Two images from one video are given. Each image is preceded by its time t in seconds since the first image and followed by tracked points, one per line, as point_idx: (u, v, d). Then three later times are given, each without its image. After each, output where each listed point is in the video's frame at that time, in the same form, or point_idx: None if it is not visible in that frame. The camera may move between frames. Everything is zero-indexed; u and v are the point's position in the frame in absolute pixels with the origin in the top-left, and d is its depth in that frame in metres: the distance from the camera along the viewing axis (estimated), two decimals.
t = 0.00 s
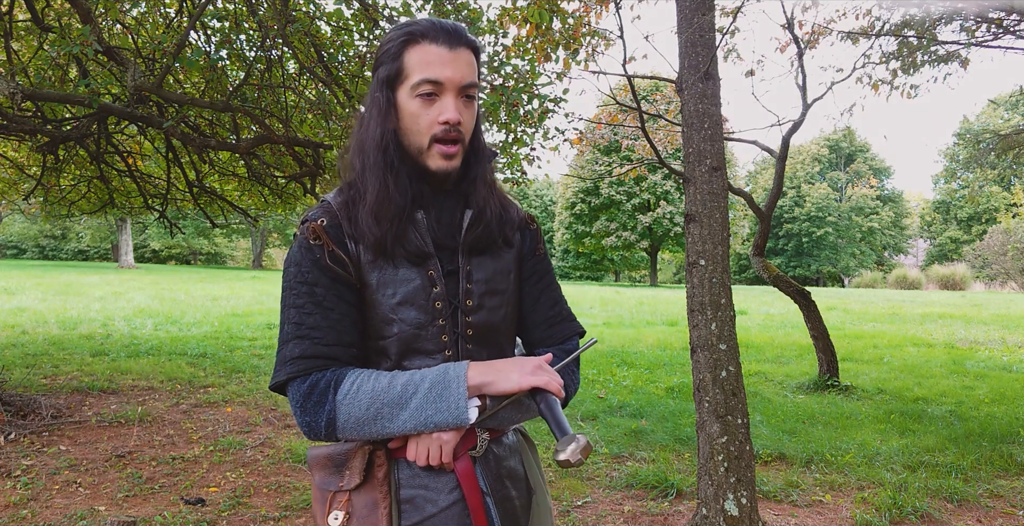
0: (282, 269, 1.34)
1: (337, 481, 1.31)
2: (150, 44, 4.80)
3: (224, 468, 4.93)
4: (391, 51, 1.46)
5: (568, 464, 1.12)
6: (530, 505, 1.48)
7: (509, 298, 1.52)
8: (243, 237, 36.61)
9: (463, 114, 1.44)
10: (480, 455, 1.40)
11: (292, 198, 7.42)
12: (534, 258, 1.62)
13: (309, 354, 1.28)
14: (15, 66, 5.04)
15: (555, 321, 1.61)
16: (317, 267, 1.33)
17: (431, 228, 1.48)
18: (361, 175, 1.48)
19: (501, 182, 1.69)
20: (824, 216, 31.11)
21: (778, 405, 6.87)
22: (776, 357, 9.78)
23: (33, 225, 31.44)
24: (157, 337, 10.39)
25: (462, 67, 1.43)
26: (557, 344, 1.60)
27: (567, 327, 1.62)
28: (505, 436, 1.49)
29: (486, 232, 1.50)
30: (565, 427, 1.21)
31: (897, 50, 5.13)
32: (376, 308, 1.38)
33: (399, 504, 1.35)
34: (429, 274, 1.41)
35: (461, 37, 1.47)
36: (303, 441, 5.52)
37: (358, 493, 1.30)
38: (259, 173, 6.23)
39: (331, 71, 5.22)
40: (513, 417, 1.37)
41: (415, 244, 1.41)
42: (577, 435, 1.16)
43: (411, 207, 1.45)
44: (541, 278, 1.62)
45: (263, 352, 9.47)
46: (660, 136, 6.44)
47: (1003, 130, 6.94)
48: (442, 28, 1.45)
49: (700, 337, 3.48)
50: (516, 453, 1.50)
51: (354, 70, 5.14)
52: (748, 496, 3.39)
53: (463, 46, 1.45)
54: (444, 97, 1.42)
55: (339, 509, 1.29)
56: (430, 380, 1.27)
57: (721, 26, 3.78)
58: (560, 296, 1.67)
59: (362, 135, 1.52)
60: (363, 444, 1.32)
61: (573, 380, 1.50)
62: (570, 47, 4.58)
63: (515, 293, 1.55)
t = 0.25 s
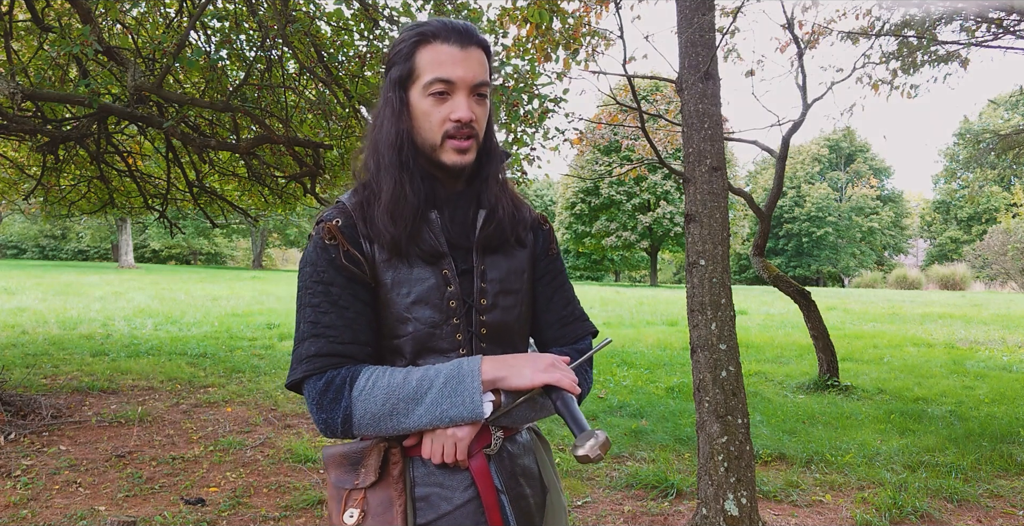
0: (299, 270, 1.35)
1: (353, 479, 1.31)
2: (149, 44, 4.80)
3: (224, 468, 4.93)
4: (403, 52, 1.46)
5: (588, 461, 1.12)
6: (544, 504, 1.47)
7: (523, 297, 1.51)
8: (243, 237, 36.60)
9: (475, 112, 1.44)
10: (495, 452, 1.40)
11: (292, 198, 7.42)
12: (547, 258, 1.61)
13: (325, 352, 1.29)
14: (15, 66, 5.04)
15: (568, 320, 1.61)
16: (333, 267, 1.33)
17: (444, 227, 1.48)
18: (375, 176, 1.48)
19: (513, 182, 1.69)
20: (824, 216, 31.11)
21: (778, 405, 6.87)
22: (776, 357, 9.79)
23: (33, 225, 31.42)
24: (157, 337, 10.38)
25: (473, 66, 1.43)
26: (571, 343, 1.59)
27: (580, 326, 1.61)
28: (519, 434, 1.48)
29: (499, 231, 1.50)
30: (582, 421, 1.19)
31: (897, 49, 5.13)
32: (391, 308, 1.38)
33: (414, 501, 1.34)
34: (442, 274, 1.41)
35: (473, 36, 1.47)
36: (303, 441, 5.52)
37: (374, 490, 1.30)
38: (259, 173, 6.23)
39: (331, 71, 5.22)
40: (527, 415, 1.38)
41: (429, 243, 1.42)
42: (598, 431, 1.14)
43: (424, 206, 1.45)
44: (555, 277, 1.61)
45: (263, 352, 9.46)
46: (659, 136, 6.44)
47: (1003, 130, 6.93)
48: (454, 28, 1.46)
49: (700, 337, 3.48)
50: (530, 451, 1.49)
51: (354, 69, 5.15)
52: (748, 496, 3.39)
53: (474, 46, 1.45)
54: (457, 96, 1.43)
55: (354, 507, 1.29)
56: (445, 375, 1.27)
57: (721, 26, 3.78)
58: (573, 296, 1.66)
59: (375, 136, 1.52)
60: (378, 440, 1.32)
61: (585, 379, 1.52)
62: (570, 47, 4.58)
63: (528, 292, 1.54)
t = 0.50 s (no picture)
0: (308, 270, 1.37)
1: (362, 475, 1.31)
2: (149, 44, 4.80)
3: (223, 468, 4.93)
4: (416, 52, 1.46)
5: (603, 460, 1.11)
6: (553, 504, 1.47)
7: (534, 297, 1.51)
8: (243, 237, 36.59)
9: (486, 111, 1.43)
10: (503, 452, 1.39)
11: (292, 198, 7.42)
12: (559, 259, 1.60)
13: (320, 350, 1.30)
14: (15, 66, 5.04)
15: (581, 321, 1.58)
16: (342, 266, 1.34)
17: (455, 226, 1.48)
18: (386, 175, 1.48)
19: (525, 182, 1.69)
20: (824, 216, 31.10)
21: (778, 405, 6.87)
22: (776, 357, 9.79)
23: (32, 225, 31.40)
24: (157, 337, 10.38)
25: (485, 65, 1.43)
26: (583, 345, 1.57)
27: (593, 327, 1.59)
28: (529, 435, 1.48)
29: (509, 230, 1.49)
30: (594, 419, 1.19)
31: (897, 49, 5.13)
32: (400, 307, 1.38)
33: (421, 499, 1.34)
34: (452, 273, 1.42)
35: (484, 36, 1.47)
36: (303, 441, 5.52)
37: (382, 487, 1.31)
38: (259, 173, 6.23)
39: (331, 71, 5.22)
40: (535, 414, 1.41)
41: (439, 242, 1.42)
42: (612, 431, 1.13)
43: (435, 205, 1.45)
44: (567, 278, 1.60)
45: (263, 351, 9.47)
46: (660, 136, 6.45)
47: (1003, 130, 6.93)
48: (466, 27, 1.46)
49: (700, 337, 3.48)
50: (539, 451, 1.49)
51: (354, 69, 5.15)
52: (748, 496, 3.39)
53: (486, 45, 1.45)
54: (468, 94, 1.42)
55: (363, 503, 1.30)
56: (412, 356, 1.23)
57: (721, 26, 3.78)
58: (586, 296, 1.65)
59: (387, 135, 1.52)
60: (387, 439, 1.33)
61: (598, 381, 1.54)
62: (570, 47, 4.59)
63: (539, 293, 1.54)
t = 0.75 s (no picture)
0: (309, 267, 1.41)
1: (369, 472, 1.30)
2: (149, 44, 4.80)
3: (223, 468, 4.92)
4: (429, 50, 1.47)
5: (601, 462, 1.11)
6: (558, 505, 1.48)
7: (542, 297, 1.50)
8: (243, 237, 36.59)
9: (495, 110, 1.43)
10: (508, 450, 1.39)
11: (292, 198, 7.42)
12: (569, 260, 1.60)
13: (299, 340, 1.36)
14: (15, 66, 5.04)
15: (588, 322, 1.59)
16: (338, 264, 1.36)
17: (462, 226, 1.48)
18: (395, 172, 1.49)
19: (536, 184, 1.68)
20: (824, 216, 31.10)
21: (778, 405, 6.87)
22: (776, 357, 9.78)
23: (33, 225, 31.40)
24: (157, 337, 10.38)
25: (495, 66, 1.43)
26: (588, 347, 1.58)
27: (600, 328, 1.60)
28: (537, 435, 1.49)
29: (517, 231, 1.49)
30: (594, 420, 1.19)
31: (897, 49, 5.14)
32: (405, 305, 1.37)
33: (427, 496, 1.34)
34: (459, 272, 1.41)
35: (497, 36, 1.47)
36: (303, 441, 5.52)
37: (388, 484, 1.29)
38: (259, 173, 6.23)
39: (331, 71, 5.22)
40: (541, 413, 1.41)
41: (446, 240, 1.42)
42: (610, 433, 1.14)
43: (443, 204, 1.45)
44: (576, 279, 1.60)
45: (263, 352, 9.47)
46: (659, 136, 6.45)
47: (1003, 130, 6.93)
48: (479, 28, 1.46)
49: (700, 337, 3.48)
50: (546, 450, 1.48)
51: (354, 69, 5.15)
52: (748, 496, 3.39)
53: (497, 46, 1.46)
54: (478, 94, 1.42)
55: (368, 500, 1.28)
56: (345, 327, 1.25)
57: (721, 25, 3.78)
58: (595, 297, 1.64)
59: (399, 133, 1.53)
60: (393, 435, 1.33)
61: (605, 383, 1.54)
62: (570, 47, 4.59)
63: (548, 293, 1.53)
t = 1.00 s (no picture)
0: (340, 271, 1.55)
1: (387, 462, 1.40)
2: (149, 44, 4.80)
3: (223, 468, 4.92)
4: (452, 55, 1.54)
5: (512, 470, 1.13)
6: (572, 516, 1.42)
7: (564, 298, 1.44)
8: (243, 237, 36.57)
9: (502, 109, 1.44)
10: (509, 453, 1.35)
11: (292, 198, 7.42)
12: (603, 260, 1.50)
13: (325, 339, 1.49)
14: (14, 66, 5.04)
15: (620, 327, 1.47)
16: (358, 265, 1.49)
17: (476, 225, 1.51)
18: (421, 173, 1.60)
19: (577, 182, 1.61)
20: (824, 216, 31.09)
21: (778, 405, 6.87)
22: (776, 357, 9.78)
23: (32, 225, 31.38)
24: (157, 337, 10.38)
25: (504, 64, 1.44)
26: (622, 353, 1.46)
27: (635, 334, 1.46)
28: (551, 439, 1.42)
29: (533, 230, 1.45)
30: (537, 429, 1.18)
31: (897, 49, 5.14)
32: (418, 304, 1.45)
33: (430, 491, 1.38)
34: (469, 272, 1.44)
35: (512, 34, 1.48)
36: (303, 441, 5.52)
37: (400, 474, 1.37)
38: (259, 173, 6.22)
39: (331, 71, 5.21)
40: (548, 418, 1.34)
41: (455, 239, 1.46)
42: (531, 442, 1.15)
43: (455, 204, 1.51)
44: (611, 281, 1.49)
45: (263, 352, 9.46)
46: (659, 136, 6.45)
47: (1004, 130, 6.93)
48: (494, 28, 1.48)
49: (700, 337, 3.48)
50: (559, 459, 1.43)
51: (354, 69, 5.14)
52: (748, 496, 3.39)
53: (510, 44, 1.46)
54: (486, 93, 1.45)
55: (383, 488, 1.37)
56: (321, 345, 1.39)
57: (721, 26, 3.78)
58: (638, 300, 1.51)
59: (428, 135, 1.63)
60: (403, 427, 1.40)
61: (636, 391, 1.41)
62: (570, 47, 4.59)
63: (573, 295, 1.46)
